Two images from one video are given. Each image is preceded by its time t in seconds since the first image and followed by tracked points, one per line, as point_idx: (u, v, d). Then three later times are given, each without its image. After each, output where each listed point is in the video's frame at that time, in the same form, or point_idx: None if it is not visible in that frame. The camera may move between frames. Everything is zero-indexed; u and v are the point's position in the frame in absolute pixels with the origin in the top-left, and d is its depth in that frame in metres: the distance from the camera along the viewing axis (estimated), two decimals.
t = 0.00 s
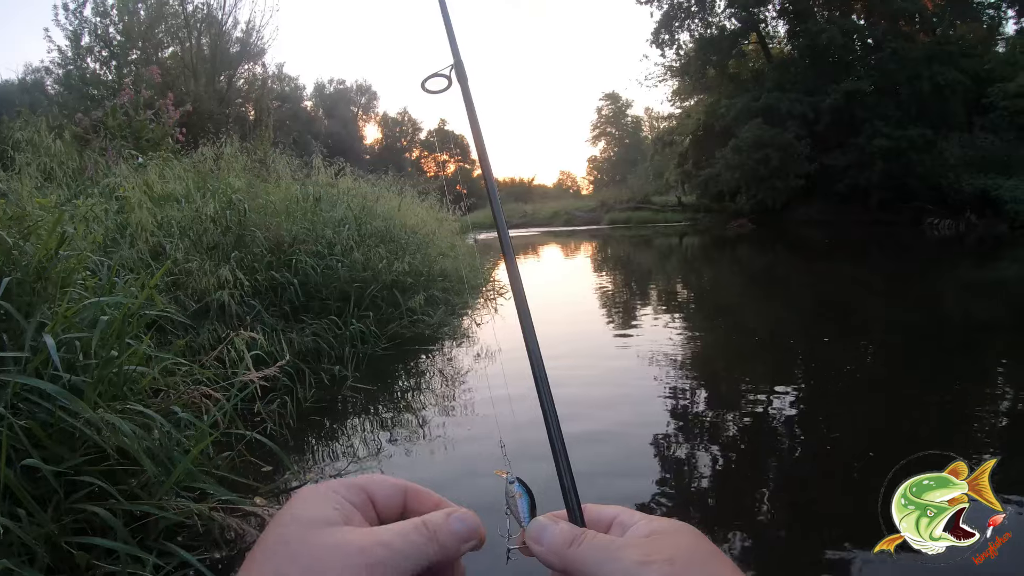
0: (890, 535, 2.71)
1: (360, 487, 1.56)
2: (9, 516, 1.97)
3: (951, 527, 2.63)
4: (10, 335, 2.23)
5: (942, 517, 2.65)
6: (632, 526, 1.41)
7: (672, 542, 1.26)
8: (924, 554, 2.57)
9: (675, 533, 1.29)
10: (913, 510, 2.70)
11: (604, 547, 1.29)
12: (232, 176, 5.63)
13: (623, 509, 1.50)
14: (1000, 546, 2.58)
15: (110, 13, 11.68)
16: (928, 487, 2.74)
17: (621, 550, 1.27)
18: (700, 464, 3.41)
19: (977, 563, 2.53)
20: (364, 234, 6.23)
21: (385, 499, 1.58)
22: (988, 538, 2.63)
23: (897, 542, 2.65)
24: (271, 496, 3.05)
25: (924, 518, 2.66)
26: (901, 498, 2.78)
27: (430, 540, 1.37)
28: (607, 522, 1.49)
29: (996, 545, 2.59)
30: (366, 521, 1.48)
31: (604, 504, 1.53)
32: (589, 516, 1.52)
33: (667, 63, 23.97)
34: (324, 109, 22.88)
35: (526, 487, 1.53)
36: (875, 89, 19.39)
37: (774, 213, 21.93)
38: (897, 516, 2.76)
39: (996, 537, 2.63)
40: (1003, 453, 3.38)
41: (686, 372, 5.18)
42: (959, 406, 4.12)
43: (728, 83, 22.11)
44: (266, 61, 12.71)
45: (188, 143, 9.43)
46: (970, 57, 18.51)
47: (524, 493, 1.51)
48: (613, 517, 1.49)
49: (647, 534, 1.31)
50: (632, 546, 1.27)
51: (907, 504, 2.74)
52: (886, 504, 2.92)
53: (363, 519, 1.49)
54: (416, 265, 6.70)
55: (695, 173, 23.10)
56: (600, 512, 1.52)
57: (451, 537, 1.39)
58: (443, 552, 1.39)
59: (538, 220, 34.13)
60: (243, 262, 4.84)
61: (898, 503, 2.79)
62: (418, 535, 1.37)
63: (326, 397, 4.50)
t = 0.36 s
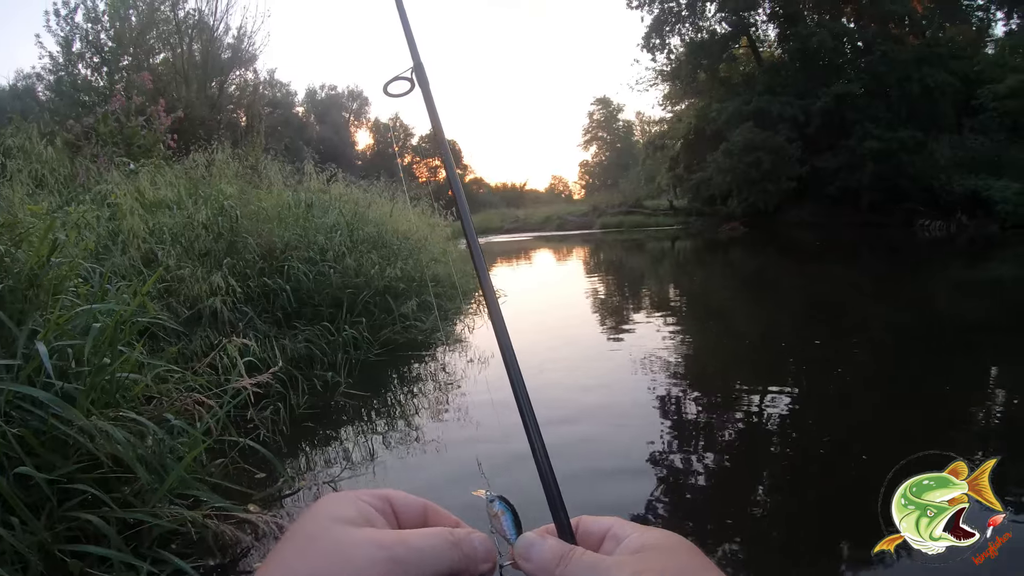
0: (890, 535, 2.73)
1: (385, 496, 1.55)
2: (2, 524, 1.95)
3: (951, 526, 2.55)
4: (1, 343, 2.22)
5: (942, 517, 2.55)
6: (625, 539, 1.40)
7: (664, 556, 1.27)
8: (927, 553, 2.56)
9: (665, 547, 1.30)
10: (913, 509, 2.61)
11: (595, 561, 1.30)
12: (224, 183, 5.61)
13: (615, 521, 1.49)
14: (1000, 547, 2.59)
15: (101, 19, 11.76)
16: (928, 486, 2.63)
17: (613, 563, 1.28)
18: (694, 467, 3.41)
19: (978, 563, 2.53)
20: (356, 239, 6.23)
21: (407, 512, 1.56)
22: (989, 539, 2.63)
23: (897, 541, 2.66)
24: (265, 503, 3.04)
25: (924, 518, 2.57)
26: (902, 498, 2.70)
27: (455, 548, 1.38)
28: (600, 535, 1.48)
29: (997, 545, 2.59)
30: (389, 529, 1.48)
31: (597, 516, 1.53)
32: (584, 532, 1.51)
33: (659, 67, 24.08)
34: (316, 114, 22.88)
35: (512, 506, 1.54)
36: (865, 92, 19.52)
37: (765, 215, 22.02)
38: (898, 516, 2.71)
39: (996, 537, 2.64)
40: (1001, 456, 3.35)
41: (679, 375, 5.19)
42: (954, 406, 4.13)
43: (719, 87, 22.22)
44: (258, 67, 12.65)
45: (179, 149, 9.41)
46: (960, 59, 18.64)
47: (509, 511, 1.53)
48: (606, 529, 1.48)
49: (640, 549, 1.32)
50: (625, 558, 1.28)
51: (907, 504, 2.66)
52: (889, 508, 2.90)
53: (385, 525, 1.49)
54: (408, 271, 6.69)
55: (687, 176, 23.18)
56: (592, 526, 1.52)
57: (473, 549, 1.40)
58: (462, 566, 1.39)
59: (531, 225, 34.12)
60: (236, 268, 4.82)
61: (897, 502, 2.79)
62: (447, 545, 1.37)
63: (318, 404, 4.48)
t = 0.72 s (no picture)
0: (891, 534, 2.73)
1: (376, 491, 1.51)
2: None
3: (950, 527, 2.62)
4: None
5: (941, 516, 2.68)
6: (632, 529, 1.36)
7: (673, 544, 1.25)
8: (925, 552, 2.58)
9: (671, 537, 1.27)
10: (913, 510, 2.72)
11: (596, 551, 1.22)
12: (219, 186, 5.60)
13: (621, 512, 1.47)
14: (1000, 547, 2.59)
15: (95, 23, 11.71)
16: (928, 486, 2.78)
17: (620, 552, 1.21)
18: (692, 469, 3.40)
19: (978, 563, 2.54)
20: (351, 242, 6.22)
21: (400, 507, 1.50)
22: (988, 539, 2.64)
23: (897, 541, 2.67)
24: (261, 507, 3.03)
25: (924, 517, 2.68)
26: (901, 498, 2.80)
27: (444, 520, 1.33)
28: (608, 527, 1.45)
29: (997, 545, 2.60)
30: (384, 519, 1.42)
31: (605, 507, 1.50)
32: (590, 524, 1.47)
33: (653, 70, 24.13)
34: (311, 118, 22.89)
35: (489, 479, 1.67)
36: (859, 93, 19.59)
37: (760, 217, 22.06)
38: (897, 516, 2.77)
39: (996, 537, 2.64)
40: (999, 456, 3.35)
41: (676, 377, 5.18)
42: (951, 406, 4.14)
43: (713, 88, 22.29)
44: (252, 71, 12.63)
45: (174, 154, 9.40)
46: (954, 59, 18.72)
47: (485, 484, 1.65)
48: (614, 521, 1.45)
49: (646, 537, 1.28)
50: (632, 548, 1.23)
51: (907, 503, 2.77)
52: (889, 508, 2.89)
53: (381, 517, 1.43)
54: (403, 273, 6.68)
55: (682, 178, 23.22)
56: (601, 517, 1.49)
57: (465, 525, 1.36)
58: (454, 539, 1.34)
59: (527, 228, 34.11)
60: (231, 272, 4.81)
61: (897, 502, 2.82)
62: (436, 515, 1.32)
63: (314, 407, 4.47)
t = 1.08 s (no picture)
0: (891, 534, 2.73)
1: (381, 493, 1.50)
2: None
3: (950, 527, 2.58)
4: None
5: (942, 517, 2.60)
6: (634, 527, 1.35)
7: (666, 548, 1.24)
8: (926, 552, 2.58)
9: (669, 540, 1.26)
10: (914, 510, 2.66)
11: (593, 551, 1.23)
12: (217, 188, 5.59)
13: (629, 505, 1.43)
14: (1000, 546, 2.59)
15: (93, 25, 11.70)
16: (928, 486, 2.70)
17: (614, 555, 1.22)
18: (690, 470, 3.39)
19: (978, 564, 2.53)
20: (349, 244, 6.22)
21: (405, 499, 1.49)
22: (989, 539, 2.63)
23: (897, 541, 2.67)
24: (259, 509, 3.02)
25: (924, 518, 2.62)
26: (901, 498, 2.75)
27: (450, 513, 1.32)
28: (611, 520, 1.42)
29: (996, 545, 2.60)
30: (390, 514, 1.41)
31: (609, 498, 1.47)
32: (595, 511, 1.46)
33: (650, 70, 24.14)
34: (308, 120, 22.90)
35: (499, 472, 1.62)
36: (857, 93, 19.63)
37: (758, 217, 22.07)
38: (898, 516, 2.74)
39: (996, 537, 2.64)
40: (997, 456, 3.35)
41: (674, 378, 5.17)
42: (950, 406, 4.14)
43: (711, 89, 22.33)
44: (250, 72, 12.61)
45: (172, 156, 9.40)
46: (951, 59, 18.75)
47: (496, 477, 1.60)
48: (621, 513, 1.42)
49: (641, 539, 1.27)
50: (627, 551, 1.23)
51: (907, 503, 2.71)
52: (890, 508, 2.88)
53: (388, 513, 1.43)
54: (402, 275, 6.68)
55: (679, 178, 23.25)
56: (603, 507, 1.46)
57: (472, 516, 1.35)
58: (461, 532, 1.34)
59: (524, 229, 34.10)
60: (228, 274, 4.80)
61: (897, 502, 2.82)
62: (443, 510, 1.32)
63: (313, 409, 4.47)
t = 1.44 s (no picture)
0: (890, 535, 2.73)
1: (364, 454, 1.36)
2: None
3: (949, 528, 2.63)
4: None
5: (942, 517, 2.65)
6: (644, 523, 1.30)
7: (678, 538, 1.18)
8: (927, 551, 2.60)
9: (680, 532, 1.20)
10: (913, 510, 2.71)
11: (612, 546, 1.16)
12: (214, 189, 5.58)
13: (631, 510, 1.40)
14: (1000, 547, 2.60)
15: (91, 26, 11.68)
16: (928, 487, 2.76)
17: (638, 547, 1.15)
18: (689, 470, 3.38)
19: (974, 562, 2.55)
20: (346, 244, 6.22)
21: (385, 465, 1.37)
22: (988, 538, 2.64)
23: (898, 540, 2.67)
24: (256, 510, 3.02)
25: (925, 518, 2.66)
26: (901, 498, 2.79)
27: (434, 512, 1.17)
28: (616, 525, 1.37)
29: (997, 545, 2.61)
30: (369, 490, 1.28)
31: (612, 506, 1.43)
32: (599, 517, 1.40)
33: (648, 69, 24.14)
34: (306, 120, 22.88)
35: (506, 475, 1.63)
36: (854, 92, 19.66)
37: (756, 216, 22.08)
38: (897, 516, 2.77)
39: (996, 537, 2.65)
40: (997, 455, 3.34)
41: (671, 377, 5.17)
42: (949, 405, 4.14)
43: (708, 88, 22.36)
44: (248, 73, 12.60)
45: (170, 156, 9.40)
46: (949, 58, 18.78)
47: (503, 482, 1.61)
48: (624, 517, 1.38)
49: (655, 532, 1.21)
50: (649, 542, 1.17)
51: (907, 503, 2.76)
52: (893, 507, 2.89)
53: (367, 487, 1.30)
54: (399, 275, 6.68)
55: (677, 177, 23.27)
56: (609, 515, 1.41)
57: (455, 506, 1.20)
58: (444, 529, 1.19)
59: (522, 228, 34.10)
60: (226, 274, 4.80)
61: (897, 502, 2.80)
62: (427, 509, 1.17)
63: (311, 409, 4.46)
